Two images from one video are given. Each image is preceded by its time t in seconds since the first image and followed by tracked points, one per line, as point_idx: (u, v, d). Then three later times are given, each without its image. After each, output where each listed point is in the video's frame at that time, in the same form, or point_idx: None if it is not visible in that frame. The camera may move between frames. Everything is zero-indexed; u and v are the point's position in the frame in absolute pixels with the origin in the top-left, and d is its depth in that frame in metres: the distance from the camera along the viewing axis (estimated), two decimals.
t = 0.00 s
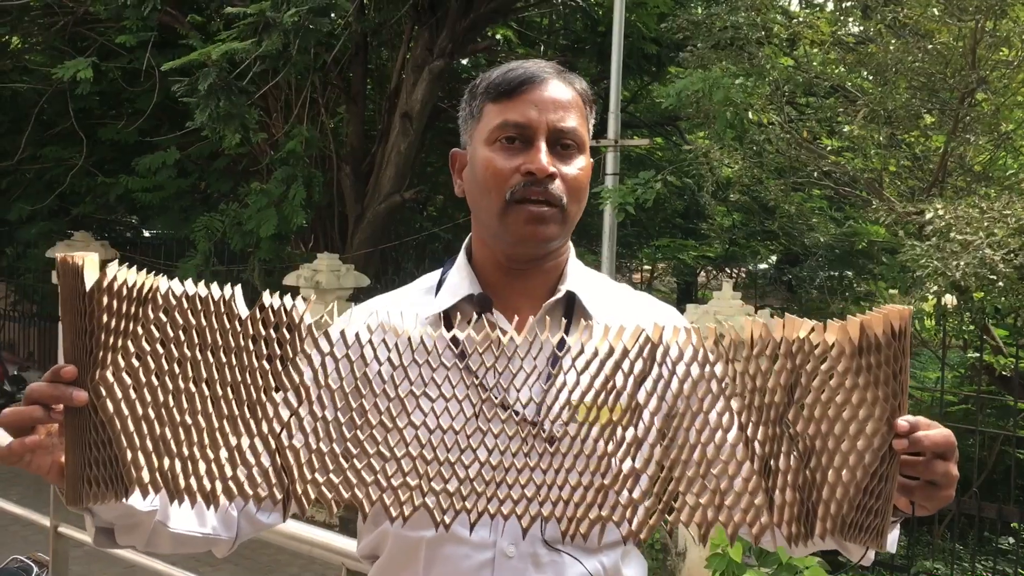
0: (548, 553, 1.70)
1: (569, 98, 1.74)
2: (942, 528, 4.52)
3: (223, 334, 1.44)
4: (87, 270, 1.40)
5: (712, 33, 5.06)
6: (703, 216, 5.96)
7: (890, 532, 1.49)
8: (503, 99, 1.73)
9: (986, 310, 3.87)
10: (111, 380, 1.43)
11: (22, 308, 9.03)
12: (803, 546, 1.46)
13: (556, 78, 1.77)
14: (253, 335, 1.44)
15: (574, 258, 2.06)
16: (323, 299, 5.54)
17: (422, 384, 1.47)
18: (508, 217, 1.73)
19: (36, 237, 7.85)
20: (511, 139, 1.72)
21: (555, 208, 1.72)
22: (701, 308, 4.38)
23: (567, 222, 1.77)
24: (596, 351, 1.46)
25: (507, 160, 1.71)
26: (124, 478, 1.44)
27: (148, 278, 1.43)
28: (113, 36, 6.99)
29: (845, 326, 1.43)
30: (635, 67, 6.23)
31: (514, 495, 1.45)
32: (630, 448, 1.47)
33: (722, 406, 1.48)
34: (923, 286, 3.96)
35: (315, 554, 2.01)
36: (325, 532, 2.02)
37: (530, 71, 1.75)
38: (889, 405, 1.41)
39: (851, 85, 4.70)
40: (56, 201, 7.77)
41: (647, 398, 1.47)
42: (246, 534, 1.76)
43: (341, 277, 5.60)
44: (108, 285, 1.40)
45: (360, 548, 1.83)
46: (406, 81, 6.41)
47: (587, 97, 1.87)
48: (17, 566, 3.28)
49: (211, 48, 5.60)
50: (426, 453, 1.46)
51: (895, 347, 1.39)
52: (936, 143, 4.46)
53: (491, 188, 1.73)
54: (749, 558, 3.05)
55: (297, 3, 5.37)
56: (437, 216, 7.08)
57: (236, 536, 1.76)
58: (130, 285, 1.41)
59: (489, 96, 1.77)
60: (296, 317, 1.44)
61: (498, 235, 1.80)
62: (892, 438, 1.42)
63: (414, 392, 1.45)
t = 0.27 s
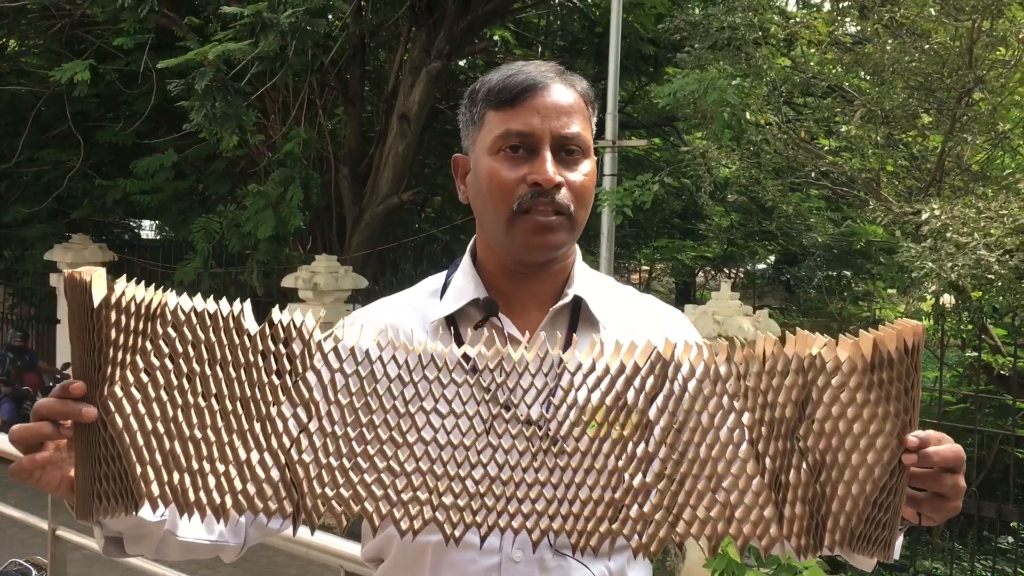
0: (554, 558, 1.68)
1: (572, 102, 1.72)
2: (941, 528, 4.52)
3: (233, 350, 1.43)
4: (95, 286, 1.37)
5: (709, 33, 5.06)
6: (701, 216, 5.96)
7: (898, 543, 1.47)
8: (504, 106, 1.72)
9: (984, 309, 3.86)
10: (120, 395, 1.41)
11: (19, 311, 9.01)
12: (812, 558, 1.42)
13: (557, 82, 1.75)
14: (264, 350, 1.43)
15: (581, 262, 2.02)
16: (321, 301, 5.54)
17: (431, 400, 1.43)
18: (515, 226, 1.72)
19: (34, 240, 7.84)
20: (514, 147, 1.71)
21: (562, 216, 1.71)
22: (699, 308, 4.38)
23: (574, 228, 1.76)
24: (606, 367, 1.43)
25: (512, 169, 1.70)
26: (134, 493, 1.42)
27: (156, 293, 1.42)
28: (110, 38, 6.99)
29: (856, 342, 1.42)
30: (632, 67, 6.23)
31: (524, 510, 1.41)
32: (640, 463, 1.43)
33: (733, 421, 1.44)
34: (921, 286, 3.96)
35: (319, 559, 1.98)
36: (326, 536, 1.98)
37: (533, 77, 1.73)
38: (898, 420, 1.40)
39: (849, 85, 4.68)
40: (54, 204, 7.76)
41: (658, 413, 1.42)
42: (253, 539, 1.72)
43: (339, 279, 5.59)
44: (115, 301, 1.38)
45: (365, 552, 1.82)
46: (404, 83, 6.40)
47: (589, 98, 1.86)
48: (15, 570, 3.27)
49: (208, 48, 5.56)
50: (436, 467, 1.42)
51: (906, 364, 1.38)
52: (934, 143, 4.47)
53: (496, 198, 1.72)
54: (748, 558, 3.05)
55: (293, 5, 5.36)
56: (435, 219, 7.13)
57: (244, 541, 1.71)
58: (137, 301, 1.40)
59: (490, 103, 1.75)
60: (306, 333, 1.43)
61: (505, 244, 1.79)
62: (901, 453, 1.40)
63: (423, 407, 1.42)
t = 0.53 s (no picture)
0: (561, 563, 1.66)
1: (578, 102, 1.72)
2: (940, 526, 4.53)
3: (239, 348, 1.41)
4: (101, 285, 1.36)
5: (707, 33, 5.07)
6: (700, 216, 5.97)
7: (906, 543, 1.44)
8: (510, 107, 1.72)
9: (982, 307, 3.87)
10: (126, 395, 1.40)
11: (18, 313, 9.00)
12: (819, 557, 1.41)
13: (563, 82, 1.75)
14: (270, 348, 1.42)
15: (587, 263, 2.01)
16: (319, 302, 5.54)
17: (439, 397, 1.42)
18: (521, 227, 1.72)
19: (33, 242, 7.83)
20: (520, 148, 1.71)
21: (567, 216, 1.71)
22: (697, 307, 4.39)
23: (580, 228, 1.75)
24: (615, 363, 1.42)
25: (517, 169, 1.70)
26: (141, 494, 1.41)
27: (163, 292, 1.41)
28: (108, 40, 6.99)
29: (866, 338, 1.39)
30: (630, 67, 6.24)
31: (533, 509, 1.41)
32: (648, 461, 1.42)
33: (741, 419, 1.42)
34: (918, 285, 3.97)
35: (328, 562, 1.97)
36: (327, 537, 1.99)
37: (538, 77, 1.73)
38: (908, 417, 1.37)
39: (847, 84, 4.68)
40: (52, 206, 7.76)
41: (666, 411, 1.41)
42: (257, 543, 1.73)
43: (337, 280, 5.59)
44: (123, 300, 1.37)
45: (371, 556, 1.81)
46: (402, 84, 6.41)
47: (597, 98, 1.85)
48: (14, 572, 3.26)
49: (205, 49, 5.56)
50: (443, 466, 1.42)
51: (916, 360, 1.35)
52: (930, 142, 4.53)
53: (502, 199, 1.73)
54: (748, 556, 3.06)
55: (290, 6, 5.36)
56: (434, 219, 7.19)
57: (249, 545, 1.73)
58: (146, 300, 1.39)
59: (496, 104, 1.75)
60: (313, 331, 1.43)
61: (511, 245, 1.79)
62: (910, 451, 1.37)
63: (431, 405, 1.41)
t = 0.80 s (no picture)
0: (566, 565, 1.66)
1: (576, 101, 1.72)
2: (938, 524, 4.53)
3: (239, 352, 1.42)
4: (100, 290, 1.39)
5: (704, 33, 5.07)
6: (697, 216, 5.98)
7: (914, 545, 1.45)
8: (508, 108, 1.72)
9: (980, 306, 3.86)
10: (126, 401, 1.42)
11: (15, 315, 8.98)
12: (827, 559, 1.41)
13: (561, 81, 1.75)
14: (270, 352, 1.42)
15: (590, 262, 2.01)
16: (318, 302, 5.54)
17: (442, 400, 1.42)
18: (523, 228, 1.72)
19: (31, 244, 7.82)
20: (519, 148, 1.71)
21: (570, 215, 1.71)
22: (695, 306, 4.38)
23: (583, 227, 1.76)
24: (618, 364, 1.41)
25: (517, 170, 1.70)
26: (141, 501, 1.42)
27: (163, 297, 1.42)
28: (105, 41, 6.99)
29: (874, 339, 1.39)
30: (627, 67, 6.24)
31: (537, 512, 1.40)
32: (654, 463, 1.42)
33: (747, 420, 1.41)
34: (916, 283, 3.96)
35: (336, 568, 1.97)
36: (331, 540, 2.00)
37: (535, 77, 1.73)
38: (915, 417, 1.37)
39: (844, 84, 4.69)
40: (49, 207, 7.75)
41: (670, 413, 1.41)
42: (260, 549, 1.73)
43: (336, 280, 5.59)
44: (122, 305, 1.39)
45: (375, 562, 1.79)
46: (399, 84, 6.41)
47: (595, 95, 1.85)
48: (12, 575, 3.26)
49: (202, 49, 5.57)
50: (447, 469, 1.42)
51: (923, 360, 1.35)
52: (928, 141, 4.50)
53: (503, 201, 1.73)
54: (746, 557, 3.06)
55: (288, 6, 5.36)
56: (432, 219, 7.13)
57: (251, 552, 1.73)
58: (143, 305, 1.41)
59: (494, 106, 1.75)
60: (314, 333, 1.42)
61: (513, 246, 1.79)
62: (918, 452, 1.38)
63: (434, 408, 1.41)
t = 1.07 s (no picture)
0: (570, 566, 1.66)
1: (567, 99, 1.72)
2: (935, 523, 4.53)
3: (237, 348, 1.41)
4: (97, 287, 1.38)
5: (700, 32, 5.06)
6: (694, 216, 5.98)
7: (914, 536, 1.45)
8: (499, 109, 1.72)
9: (976, 304, 3.86)
10: (126, 399, 1.41)
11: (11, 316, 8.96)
12: (829, 550, 1.41)
13: (551, 78, 1.75)
14: (269, 347, 1.41)
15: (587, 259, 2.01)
16: (314, 302, 5.53)
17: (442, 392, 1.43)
18: (521, 230, 1.72)
19: (27, 244, 7.80)
20: (513, 150, 1.71)
21: (567, 214, 1.71)
22: (692, 306, 4.38)
23: (581, 225, 1.76)
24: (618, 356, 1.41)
25: (512, 172, 1.70)
26: (144, 500, 1.42)
27: (161, 292, 1.41)
28: (101, 41, 6.98)
29: (874, 328, 1.38)
30: (623, 67, 6.23)
31: (538, 505, 1.41)
32: (654, 454, 1.42)
33: (748, 412, 1.41)
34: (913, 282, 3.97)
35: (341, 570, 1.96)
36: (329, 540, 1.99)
37: (524, 76, 1.73)
38: (915, 408, 1.36)
39: (840, 82, 4.69)
40: (46, 208, 7.73)
41: (671, 405, 1.41)
42: (260, 553, 1.73)
43: (333, 281, 5.59)
44: (120, 302, 1.37)
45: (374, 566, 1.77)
46: (396, 84, 6.40)
47: (585, 90, 1.85)
48: None
49: (198, 49, 5.56)
50: (448, 462, 1.42)
51: (925, 351, 1.34)
52: (924, 140, 4.49)
53: (500, 203, 1.73)
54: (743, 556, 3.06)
55: (284, 6, 5.36)
56: (429, 219, 7.16)
57: (251, 556, 1.72)
58: (144, 304, 1.40)
59: (484, 108, 1.75)
60: (313, 328, 1.41)
61: (512, 247, 1.79)
62: (919, 443, 1.37)
63: (434, 402, 1.42)
